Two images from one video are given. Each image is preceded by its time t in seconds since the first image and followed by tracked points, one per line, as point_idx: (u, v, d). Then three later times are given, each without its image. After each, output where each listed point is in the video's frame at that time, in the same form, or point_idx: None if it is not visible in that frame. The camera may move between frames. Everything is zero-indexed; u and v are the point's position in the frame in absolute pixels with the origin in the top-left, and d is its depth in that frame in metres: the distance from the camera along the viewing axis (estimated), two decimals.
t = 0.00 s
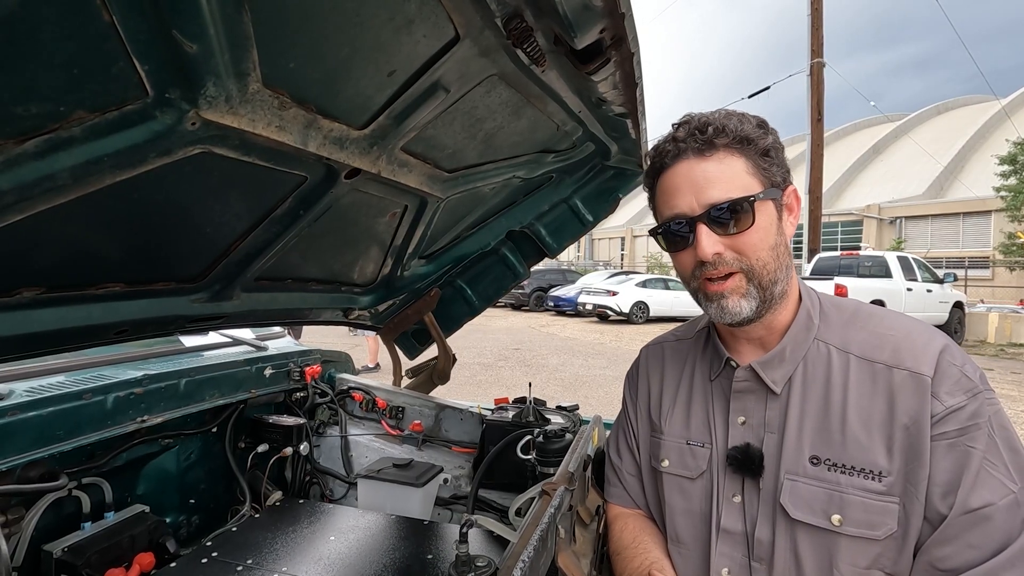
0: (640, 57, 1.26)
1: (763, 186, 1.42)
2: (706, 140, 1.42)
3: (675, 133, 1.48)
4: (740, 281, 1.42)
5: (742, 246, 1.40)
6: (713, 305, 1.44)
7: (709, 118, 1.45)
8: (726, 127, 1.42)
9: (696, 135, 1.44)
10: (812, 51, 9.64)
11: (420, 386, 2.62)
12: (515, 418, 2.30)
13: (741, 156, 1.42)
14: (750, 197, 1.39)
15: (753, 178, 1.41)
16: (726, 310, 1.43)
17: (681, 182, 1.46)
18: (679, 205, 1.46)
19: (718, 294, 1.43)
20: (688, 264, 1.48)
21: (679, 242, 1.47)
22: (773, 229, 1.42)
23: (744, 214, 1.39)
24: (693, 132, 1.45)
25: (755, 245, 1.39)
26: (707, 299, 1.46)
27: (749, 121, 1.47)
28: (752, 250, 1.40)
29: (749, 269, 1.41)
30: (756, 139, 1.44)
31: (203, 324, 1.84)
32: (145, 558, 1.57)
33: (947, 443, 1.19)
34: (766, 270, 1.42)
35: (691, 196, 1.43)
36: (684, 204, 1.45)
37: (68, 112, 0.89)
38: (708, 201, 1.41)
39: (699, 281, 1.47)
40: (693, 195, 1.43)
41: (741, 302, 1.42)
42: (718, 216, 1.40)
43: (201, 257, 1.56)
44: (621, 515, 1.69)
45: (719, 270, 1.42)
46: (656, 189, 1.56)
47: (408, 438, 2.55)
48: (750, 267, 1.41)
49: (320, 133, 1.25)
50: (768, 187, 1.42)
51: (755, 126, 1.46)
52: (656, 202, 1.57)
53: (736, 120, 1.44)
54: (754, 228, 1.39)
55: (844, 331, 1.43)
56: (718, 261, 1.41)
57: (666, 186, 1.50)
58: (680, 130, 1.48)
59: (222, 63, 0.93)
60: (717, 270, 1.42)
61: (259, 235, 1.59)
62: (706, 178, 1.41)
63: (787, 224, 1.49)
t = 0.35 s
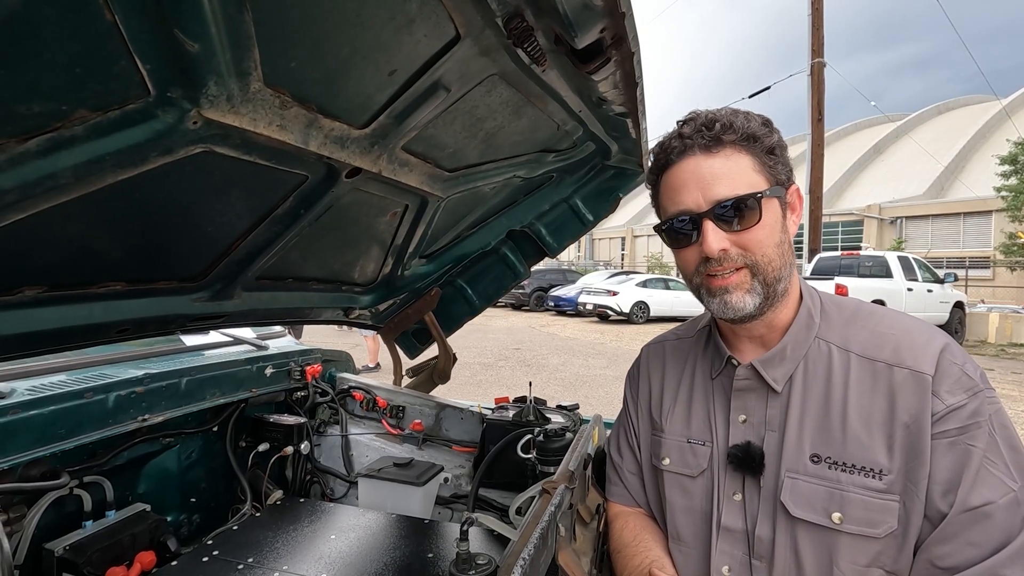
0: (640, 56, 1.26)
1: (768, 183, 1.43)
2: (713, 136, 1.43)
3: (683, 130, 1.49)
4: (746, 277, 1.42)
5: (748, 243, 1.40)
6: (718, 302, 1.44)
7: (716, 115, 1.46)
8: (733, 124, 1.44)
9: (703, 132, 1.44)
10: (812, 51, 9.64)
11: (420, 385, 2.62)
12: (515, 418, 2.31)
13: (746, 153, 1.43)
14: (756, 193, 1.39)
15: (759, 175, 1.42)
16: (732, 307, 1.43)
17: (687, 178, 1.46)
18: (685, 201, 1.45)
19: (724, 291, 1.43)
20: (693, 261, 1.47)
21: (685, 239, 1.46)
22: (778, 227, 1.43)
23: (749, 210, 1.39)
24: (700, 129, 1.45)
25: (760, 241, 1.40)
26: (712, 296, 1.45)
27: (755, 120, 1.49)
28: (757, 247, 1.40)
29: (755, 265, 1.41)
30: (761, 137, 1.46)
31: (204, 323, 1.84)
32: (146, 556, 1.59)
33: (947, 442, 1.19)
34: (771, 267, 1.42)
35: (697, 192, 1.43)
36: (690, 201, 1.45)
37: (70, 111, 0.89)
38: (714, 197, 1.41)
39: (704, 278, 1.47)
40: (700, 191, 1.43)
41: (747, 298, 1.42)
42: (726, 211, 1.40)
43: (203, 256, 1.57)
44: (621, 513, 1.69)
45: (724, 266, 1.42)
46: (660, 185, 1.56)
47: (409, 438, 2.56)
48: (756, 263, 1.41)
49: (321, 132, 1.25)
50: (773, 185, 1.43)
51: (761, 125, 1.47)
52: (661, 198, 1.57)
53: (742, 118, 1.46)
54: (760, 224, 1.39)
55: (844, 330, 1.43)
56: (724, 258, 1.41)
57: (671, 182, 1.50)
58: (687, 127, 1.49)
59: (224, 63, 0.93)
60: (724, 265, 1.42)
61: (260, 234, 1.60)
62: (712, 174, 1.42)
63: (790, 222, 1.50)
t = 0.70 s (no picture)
0: (641, 57, 1.26)
1: (783, 183, 1.45)
2: (732, 133, 1.44)
3: (698, 125, 1.48)
4: (761, 276, 1.42)
5: (765, 241, 1.41)
6: (733, 301, 1.43)
7: (736, 112, 1.47)
8: (752, 122, 1.45)
9: (725, 128, 1.44)
10: (813, 51, 9.63)
11: (421, 386, 2.63)
12: (516, 418, 2.31)
13: (763, 152, 1.45)
14: (775, 191, 1.41)
15: (775, 175, 1.44)
16: (746, 305, 1.42)
17: (704, 174, 1.45)
18: (702, 197, 1.45)
19: (739, 288, 1.42)
20: (708, 259, 1.46)
21: (700, 236, 1.45)
22: (791, 227, 1.45)
23: (767, 209, 1.41)
24: (719, 125, 1.45)
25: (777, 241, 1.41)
26: (727, 294, 1.44)
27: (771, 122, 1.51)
28: (774, 246, 1.42)
29: (770, 263, 1.42)
30: (775, 137, 1.48)
31: (205, 323, 1.84)
32: (147, 556, 1.57)
33: (947, 442, 1.19)
34: (784, 266, 1.43)
35: (715, 189, 1.43)
36: (708, 197, 1.44)
37: (72, 112, 0.90)
38: (732, 194, 1.41)
39: (718, 276, 1.46)
40: (718, 188, 1.42)
41: (762, 297, 1.42)
42: (745, 207, 1.40)
43: (204, 256, 1.57)
44: (622, 513, 1.69)
45: (741, 264, 1.42)
46: (670, 180, 1.55)
47: (409, 438, 2.56)
48: (771, 261, 1.42)
49: (322, 133, 1.26)
50: (787, 185, 1.46)
51: (774, 126, 1.50)
52: (671, 195, 1.55)
53: (759, 117, 1.48)
54: (777, 222, 1.41)
55: (845, 330, 1.43)
56: (742, 256, 1.41)
57: (685, 177, 1.49)
58: (703, 123, 1.48)
59: (225, 64, 0.94)
60: (741, 263, 1.42)
61: (261, 235, 1.60)
62: (731, 172, 1.42)
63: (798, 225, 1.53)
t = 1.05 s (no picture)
0: (641, 58, 1.26)
1: (790, 184, 1.46)
2: (742, 133, 1.44)
3: (708, 124, 1.48)
4: (767, 276, 1.42)
5: (772, 241, 1.41)
6: (738, 299, 1.43)
7: (747, 112, 1.47)
8: (763, 122, 1.45)
9: (735, 127, 1.45)
10: (813, 51, 9.63)
11: (421, 386, 2.62)
12: (516, 418, 2.31)
13: (772, 152, 1.45)
14: (783, 192, 1.41)
15: (783, 176, 1.45)
16: (752, 303, 1.42)
17: (713, 172, 1.44)
18: (709, 195, 1.44)
19: (744, 287, 1.42)
20: (714, 257, 1.46)
21: (707, 234, 1.45)
22: (797, 228, 1.45)
23: (772, 210, 1.41)
24: (729, 123, 1.46)
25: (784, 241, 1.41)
26: (732, 293, 1.44)
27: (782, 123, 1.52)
28: (780, 245, 1.42)
29: (775, 263, 1.42)
30: (784, 138, 1.49)
31: (205, 324, 1.84)
32: (147, 557, 1.57)
33: (949, 445, 1.19)
34: (790, 267, 1.43)
35: (723, 187, 1.43)
36: (715, 195, 1.44)
37: (73, 113, 0.90)
38: (740, 193, 1.42)
39: (724, 274, 1.45)
40: (726, 186, 1.42)
41: (768, 296, 1.42)
42: (753, 207, 1.40)
43: (204, 257, 1.57)
44: (622, 514, 1.69)
45: (747, 264, 1.42)
46: (677, 178, 1.54)
47: (409, 438, 2.56)
48: (777, 261, 1.42)
49: (322, 134, 1.25)
50: (795, 186, 1.46)
51: (783, 127, 1.51)
52: (677, 192, 1.55)
53: (769, 117, 1.48)
54: (784, 223, 1.41)
55: (846, 333, 1.44)
56: (749, 255, 1.41)
57: (692, 175, 1.48)
58: (713, 121, 1.49)
59: (225, 65, 0.94)
60: (748, 262, 1.42)
61: (261, 236, 1.60)
62: (739, 171, 1.42)
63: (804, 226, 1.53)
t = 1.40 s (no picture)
0: (642, 59, 1.26)
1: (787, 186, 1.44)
2: (736, 134, 1.45)
3: (705, 126, 1.50)
4: (756, 276, 1.40)
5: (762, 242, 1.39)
6: (726, 299, 1.43)
7: (741, 113, 1.48)
8: (757, 123, 1.45)
9: (728, 128, 1.46)
10: (812, 51, 9.63)
11: (421, 386, 2.63)
12: (517, 418, 2.31)
13: (768, 153, 1.45)
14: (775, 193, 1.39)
15: (778, 177, 1.44)
16: (739, 303, 1.42)
17: (707, 173, 1.46)
18: (702, 196, 1.46)
19: (732, 287, 1.42)
20: (706, 257, 1.46)
21: (699, 234, 1.46)
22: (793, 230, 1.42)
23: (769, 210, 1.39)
24: (723, 125, 1.47)
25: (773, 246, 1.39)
26: (721, 292, 1.44)
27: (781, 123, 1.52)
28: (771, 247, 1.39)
29: (766, 265, 1.40)
30: (783, 138, 1.48)
31: (205, 325, 1.84)
32: (147, 558, 1.57)
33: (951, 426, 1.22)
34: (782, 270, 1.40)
35: (715, 188, 1.44)
36: (707, 196, 1.45)
37: (74, 114, 0.89)
38: (731, 194, 1.42)
39: (715, 274, 1.46)
40: (718, 187, 1.43)
41: (755, 297, 1.40)
42: (743, 207, 1.40)
43: (205, 257, 1.57)
44: (624, 516, 1.69)
45: (735, 263, 1.41)
46: (678, 180, 1.56)
47: (409, 439, 2.55)
48: (768, 263, 1.40)
49: (323, 134, 1.25)
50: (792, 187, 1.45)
51: (784, 127, 1.50)
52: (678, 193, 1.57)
53: (765, 116, 1.48)
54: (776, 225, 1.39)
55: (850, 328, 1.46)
56: (736, 255, 1.40)
57: (689, 177, 1.50)
58: (710, 123, 1.50)
59: (227, 65, 0.93)
60: (737, 262, 1.41)
61: (262, 237, 1.60)
62: (731, 172, 1.43)
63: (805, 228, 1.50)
